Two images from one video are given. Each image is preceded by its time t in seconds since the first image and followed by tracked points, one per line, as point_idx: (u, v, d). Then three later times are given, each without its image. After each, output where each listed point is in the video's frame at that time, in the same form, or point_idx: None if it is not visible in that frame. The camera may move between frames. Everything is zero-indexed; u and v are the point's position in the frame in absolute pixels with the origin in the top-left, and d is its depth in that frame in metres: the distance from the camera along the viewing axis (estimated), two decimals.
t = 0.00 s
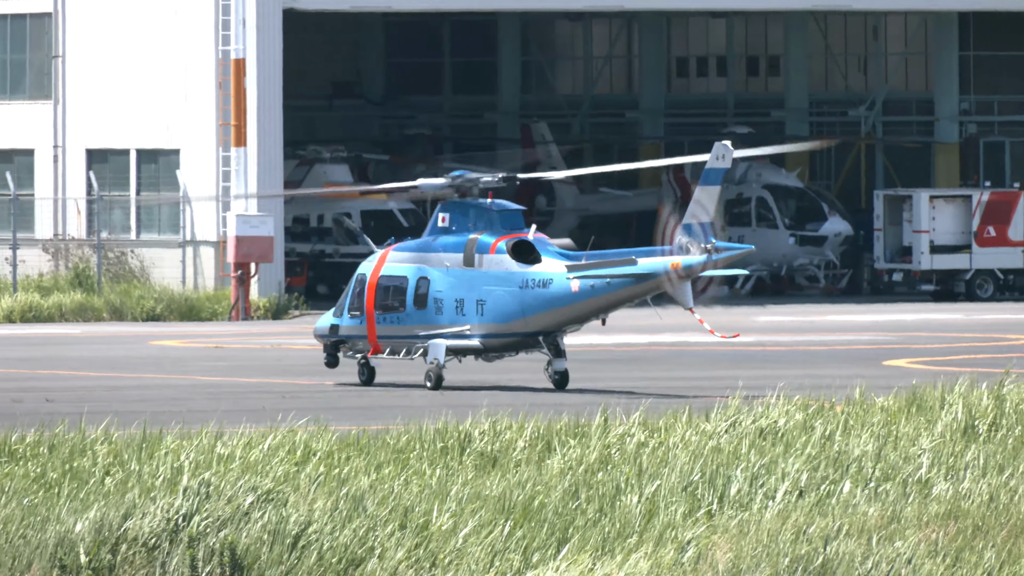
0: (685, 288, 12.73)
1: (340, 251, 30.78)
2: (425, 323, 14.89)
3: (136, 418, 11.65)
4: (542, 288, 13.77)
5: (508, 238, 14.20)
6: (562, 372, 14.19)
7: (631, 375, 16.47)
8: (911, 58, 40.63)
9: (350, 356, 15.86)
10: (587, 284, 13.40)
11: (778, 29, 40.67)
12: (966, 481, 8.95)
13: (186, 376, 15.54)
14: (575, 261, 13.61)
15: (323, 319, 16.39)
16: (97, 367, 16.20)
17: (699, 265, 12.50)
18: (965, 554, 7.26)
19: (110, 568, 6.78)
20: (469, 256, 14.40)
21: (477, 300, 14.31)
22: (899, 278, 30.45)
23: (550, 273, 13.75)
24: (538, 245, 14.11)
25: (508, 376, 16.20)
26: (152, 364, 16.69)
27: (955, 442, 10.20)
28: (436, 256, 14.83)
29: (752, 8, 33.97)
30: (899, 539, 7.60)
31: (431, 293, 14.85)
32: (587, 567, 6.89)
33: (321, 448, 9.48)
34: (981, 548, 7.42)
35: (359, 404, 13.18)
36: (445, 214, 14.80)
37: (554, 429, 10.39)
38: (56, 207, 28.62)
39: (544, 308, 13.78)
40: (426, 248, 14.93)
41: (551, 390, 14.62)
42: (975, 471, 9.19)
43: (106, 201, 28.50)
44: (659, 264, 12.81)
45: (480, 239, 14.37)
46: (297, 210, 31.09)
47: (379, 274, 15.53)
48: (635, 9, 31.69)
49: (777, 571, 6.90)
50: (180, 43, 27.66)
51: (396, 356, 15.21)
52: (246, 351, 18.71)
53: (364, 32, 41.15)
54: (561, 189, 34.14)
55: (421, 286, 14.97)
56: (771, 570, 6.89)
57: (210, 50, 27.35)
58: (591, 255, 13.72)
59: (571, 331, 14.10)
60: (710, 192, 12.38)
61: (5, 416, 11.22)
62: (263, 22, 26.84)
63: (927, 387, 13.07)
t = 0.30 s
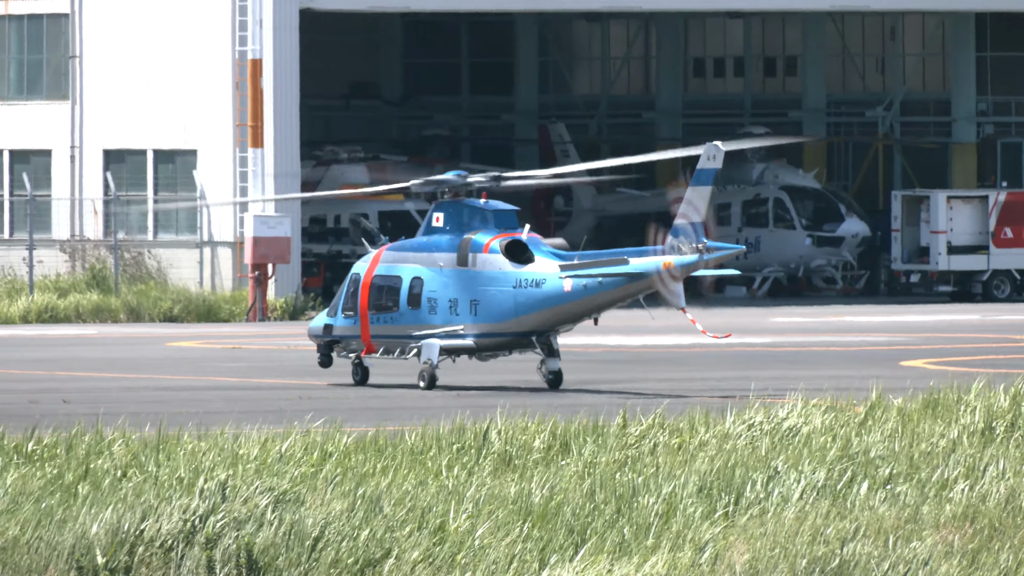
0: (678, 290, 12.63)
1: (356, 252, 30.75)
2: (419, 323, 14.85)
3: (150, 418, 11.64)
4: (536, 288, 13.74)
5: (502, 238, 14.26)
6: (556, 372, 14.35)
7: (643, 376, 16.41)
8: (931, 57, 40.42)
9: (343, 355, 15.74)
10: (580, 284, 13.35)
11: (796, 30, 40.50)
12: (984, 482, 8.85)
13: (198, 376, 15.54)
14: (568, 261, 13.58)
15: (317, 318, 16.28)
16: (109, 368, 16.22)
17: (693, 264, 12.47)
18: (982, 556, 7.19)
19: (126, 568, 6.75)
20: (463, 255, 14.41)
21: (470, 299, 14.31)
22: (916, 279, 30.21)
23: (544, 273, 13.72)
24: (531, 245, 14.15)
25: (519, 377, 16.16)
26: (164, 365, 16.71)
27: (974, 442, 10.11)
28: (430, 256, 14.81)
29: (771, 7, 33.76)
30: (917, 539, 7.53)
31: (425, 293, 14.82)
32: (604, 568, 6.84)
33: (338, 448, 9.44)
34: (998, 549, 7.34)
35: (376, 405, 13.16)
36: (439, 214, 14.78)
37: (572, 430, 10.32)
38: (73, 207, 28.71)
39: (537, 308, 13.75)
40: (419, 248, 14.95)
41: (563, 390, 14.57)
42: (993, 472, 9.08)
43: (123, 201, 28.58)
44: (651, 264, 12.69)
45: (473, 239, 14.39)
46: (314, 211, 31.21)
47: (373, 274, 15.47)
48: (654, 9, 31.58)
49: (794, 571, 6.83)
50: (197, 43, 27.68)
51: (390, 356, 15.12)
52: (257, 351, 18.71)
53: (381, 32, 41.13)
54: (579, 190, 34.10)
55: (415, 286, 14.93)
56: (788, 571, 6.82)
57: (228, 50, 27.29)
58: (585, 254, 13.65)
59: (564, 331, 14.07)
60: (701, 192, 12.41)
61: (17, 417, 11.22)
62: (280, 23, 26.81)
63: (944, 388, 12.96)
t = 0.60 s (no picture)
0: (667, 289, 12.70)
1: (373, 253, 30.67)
2: (411, 323, 14.87)
3: (165, 418, 11.67)
4: (527, 288, 13.77)
5: (493, 238, 14.22)
6: (548, 372, 14.28)
7: (655, 376, 16.41)
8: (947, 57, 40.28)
9: (337, 355, 15.89)
10: (570, 284, 13.40)
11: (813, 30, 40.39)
12: (1000, 483, 8.78)
13: (209, 376, 15.58)
14: (558, 261, 13.61)
15: (310, 317, 16.37)
16: (122, 368, 16.28)
17: (680, 263, 12.52)
18: (997, 555, 7.15)
19: (144, 569, 6.70)
20: (454, 255, 14.43)
21: (462, 299, 14.33)
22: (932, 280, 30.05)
23: (534, 273, 13.75)
24: (522, 244, 14.13)
25: (529, 377, 16.16)
26: (176, 365, 16.76)
27: (990, 443, 10.04)
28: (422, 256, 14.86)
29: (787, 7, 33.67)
30: (933, 540, 7.48)
31: (417, 292, 14.84)
32: (621, 568, 6.81)
33: (354, 449, 9.41)
34: (1013, 549, 7.29)
35: (392, 405, 13.17)
36: (432, 214, 14.72)
37: (588, 430, 10.30)
38: (89, 208, 28.77)
39: (528, 308, 13.78)
40: (411, 248, 14.95)
41: (574, 390, 14.58)
42: (1009, 473, 9.01)
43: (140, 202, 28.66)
44: (641, 264, 12.77)
45: (465, 239, 14.37)
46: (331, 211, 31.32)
47: (365, 274, 15.52)
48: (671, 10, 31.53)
49: (810, 572, 6.78)
50: (213, 44, 27.72)
51: (382, 355, 15.18)
52: (268, 351, 18.75)
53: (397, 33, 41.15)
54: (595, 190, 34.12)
55: (407, 286, 14.95)
56: (805, 571, 6.78)
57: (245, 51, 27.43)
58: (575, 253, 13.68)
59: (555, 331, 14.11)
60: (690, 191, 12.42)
61: (30, 417, 11.26)
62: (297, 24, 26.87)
63: (959, 388, 12.89)
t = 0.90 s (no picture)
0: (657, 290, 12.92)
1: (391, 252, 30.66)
2: (404, 323, 14.88)
3: (181, 419, 11.67)
4: (518, 288, 13.87)
5: (486, 237, 14.32)
6: (540, 370, 14.26)
7: (671, 376, 16.37)
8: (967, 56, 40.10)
9: (331, 355, 15.85)
10: (561, 283, 13.53)
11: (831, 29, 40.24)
12: (1018, 484, 8.67)
13: (221, 376, 15.58)
14: (550, 261, 13.74)
15: (304, 316, 16.27)
16: (136, 368, 16.29)
17: (670, 264, 12.75)
18: (1016, 556, 7.07)
19: (160, 569, 6.64)
20: (447, 255, 14.48)
21: (455, 299, 14.36)
22: (950, 280, 29.90)
23: (526, 272, 13.85)
24: (514, 244, 14.23)
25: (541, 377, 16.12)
26: (190, 365, 16.76)
27: (1009, 442, 9.94)
28: (415, 256, 14.86)
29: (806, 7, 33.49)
30: (951, 540, 7.39)
31: (410, 292, 14.85)
32: (639, 568, 6.75)
33: (372, 449, 9.39)
34: None
35: (411, 405, 13.15)
36: (424, 214, 14.83)
37: (605, 430, 10.25)
38: (107, 208, 28.90)
39: (520, 307, 13.88)
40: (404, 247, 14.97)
41: (587, 390, 14.54)
42: None
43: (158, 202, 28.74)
44: (631, 264, 12.96)
45: (458, 239, 14.44)
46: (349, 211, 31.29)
47: (359, 273, 15.50)
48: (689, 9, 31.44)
49: (828, 572, 6.71)
50: (231, 45, 27.78)
51: (375, 356, 15.18)
52: (281, 351, 18.74)
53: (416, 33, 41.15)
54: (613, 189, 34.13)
55: (401, 286, 14.97)
56: (822, 572, 6.70)
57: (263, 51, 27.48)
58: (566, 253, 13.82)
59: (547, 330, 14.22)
60: (681, 192, 12.67)
61: (47, 417, 11.27)
62: (316, 23, 26.89)
63: (977, 388, 12.81)
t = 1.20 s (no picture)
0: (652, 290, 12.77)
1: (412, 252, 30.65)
2: (400, 322, 14.93)
3: (202, 419, 11.67)
4: (513, 288, 13.86)
5: (482, 238, 14.36)
6: (536, 370, 14.20)
7: (691, 376, 16.27)
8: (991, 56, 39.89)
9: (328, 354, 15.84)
10: (557, 284, 13.47)
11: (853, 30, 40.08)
12: None
13: (239, 376, 15.58)
14: (546, 262, 13.69)
15: (302, 317, 16.31)
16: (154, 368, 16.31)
17: (664, 265, 12.59)
18: None
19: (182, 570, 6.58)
20: (443, 256, 14.53)
21: (451, 299, 14.41)
22: (972, 280, 29.72)
23: (522, 273, 13.83)
24: (510, 244, 14.24)
25: (559, 377, 16.05)
26: (208, 365, 16.76)
27: None
28: (412, 255, 14.93)
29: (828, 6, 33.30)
30: (974, 540, 7.31)
31: (406, 292, 14.91)
32: (662, 568, 6.69)
33: (394, 449, 9.37)
34: None
35: (433, 406, 13.11)
36: (422, 214, 15.03)
37: (626, 431, 10.19)
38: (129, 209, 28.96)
39: (515, 308, 13.87)
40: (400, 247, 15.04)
41: (605, 391, 14.47)
42: None
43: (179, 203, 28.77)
44: (625, 266, 12.84)
45: (454, 238, 14.52)
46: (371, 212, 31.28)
47: (356, 272, 15.57)
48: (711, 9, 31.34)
49: (850, 572, 6.65)
50: (253, 45, 28.04)
51: (371, 355, 15.23)
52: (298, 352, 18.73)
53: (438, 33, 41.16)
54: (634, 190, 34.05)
55: (397, 286, 15.02)
56: (844, 572, 6.63)
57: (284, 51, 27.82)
58: (562, 254, 13.74)
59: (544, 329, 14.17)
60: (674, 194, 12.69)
61: (68, 417, 11.29)
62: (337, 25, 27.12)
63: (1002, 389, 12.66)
